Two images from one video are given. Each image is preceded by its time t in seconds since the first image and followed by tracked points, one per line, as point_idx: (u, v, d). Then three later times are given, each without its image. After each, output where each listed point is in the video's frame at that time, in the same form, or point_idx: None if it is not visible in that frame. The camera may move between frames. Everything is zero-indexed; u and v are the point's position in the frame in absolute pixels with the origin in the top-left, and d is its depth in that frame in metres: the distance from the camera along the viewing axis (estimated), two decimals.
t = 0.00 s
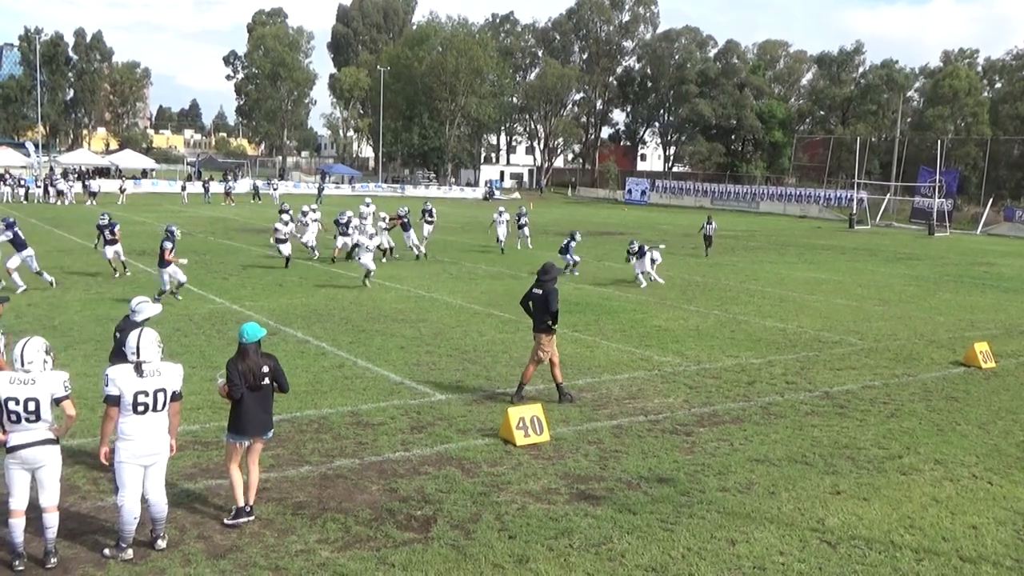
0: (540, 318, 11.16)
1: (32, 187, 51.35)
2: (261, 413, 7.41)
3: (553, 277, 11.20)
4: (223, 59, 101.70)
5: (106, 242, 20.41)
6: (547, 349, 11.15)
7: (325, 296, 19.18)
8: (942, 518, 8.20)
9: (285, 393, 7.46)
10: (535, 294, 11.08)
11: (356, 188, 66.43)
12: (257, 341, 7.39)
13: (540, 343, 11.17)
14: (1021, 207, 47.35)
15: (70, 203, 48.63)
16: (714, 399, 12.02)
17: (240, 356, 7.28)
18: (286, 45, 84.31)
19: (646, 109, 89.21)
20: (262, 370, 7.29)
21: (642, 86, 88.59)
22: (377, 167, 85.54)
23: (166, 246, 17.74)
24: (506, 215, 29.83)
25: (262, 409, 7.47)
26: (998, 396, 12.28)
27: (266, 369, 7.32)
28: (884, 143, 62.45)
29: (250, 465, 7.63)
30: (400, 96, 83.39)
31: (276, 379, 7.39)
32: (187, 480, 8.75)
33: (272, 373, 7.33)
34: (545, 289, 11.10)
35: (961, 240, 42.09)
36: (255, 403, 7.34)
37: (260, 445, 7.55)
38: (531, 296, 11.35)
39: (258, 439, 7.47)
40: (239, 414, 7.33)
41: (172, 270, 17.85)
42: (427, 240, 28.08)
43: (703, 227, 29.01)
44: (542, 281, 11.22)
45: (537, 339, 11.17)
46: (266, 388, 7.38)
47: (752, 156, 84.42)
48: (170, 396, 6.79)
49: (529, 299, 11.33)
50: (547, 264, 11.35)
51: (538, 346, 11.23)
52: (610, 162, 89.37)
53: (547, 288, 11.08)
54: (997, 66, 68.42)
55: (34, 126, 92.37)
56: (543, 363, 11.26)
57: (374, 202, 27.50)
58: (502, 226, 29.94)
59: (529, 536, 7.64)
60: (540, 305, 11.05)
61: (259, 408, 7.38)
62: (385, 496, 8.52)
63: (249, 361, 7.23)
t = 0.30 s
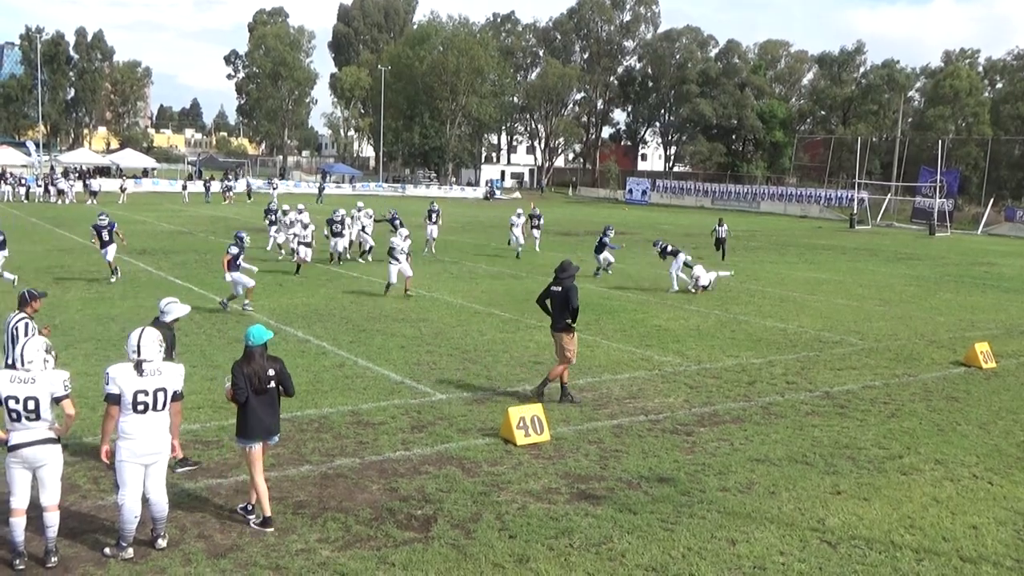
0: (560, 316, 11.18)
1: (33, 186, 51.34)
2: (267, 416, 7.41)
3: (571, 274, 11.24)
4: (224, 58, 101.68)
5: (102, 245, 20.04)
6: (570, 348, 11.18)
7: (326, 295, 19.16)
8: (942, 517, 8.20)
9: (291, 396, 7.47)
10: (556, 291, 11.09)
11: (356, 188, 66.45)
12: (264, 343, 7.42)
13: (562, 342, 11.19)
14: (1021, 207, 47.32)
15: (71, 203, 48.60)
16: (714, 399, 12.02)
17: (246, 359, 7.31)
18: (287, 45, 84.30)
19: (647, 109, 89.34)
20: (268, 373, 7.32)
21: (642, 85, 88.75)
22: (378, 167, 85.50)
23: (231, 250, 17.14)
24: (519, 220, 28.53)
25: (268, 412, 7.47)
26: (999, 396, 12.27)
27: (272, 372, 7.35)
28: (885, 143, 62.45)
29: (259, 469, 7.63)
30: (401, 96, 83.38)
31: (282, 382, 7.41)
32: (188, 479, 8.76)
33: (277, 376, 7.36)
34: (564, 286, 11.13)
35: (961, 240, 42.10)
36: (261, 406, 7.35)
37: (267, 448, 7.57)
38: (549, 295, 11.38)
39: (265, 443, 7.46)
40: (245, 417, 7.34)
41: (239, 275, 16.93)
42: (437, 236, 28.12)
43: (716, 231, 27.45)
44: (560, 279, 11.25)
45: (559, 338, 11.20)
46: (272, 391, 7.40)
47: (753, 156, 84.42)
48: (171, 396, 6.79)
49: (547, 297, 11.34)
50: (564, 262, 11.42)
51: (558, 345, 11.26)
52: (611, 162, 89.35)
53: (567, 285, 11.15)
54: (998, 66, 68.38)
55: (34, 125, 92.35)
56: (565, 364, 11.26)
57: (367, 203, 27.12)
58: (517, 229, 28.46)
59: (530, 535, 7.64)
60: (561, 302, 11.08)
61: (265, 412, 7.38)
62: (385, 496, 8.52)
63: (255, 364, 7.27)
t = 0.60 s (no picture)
0: (573, 315, 11.19)
1: (33, 186, 51.31)
2: (274, 417, 7.42)
3: (584, 274, 11.21)
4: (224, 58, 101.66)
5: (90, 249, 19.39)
6: (587, 347, 11.23)
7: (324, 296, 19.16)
8: (942, 517, 8.20)
9: (297, 397, 7.52)
10: (570, 292, 11.05)
11: (356, 188, 66.44)
12: (271, 345, 7.45)
13: (577, 340, 11.25)
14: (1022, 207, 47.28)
15: (71, 203, 48.61)
16: (714, 398, 12.02)
17: (252, 361, 7.34)
18: (287, 45, 84.26)
19: (647, 109, 89.40)
20: (274, 375, 7.34)
21: (642, 85, 88.81)
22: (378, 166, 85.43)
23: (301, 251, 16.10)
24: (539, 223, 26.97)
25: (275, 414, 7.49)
26: (999, 395, 12.26)
27: (278, 373, 7.37)
28: (885, 142, 62.41)
29: (269, 469, 7.68)
30: (401, 96, 83.36)
31: (288, 383, 7.44)
32: (188, 480, 8.76)
33: (284, 377, 7.38)
34: (578, 286, 11.10)
35: (961, 239, 42.13)
36: (267, 408, 7.37)
37: (276, 450, 7.58)
38: (561, 292, 11.36)
39: (272, 444, 7.48)
40: (251, 418, 7.35)
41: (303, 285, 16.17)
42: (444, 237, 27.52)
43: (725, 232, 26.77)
44: (573, 278, 11.19)
45: (574, 336, 11.24)
46: (278, 392, 7.42)
47: (753, 156, 84.40)
48: (171, 396, 6.79)
49: (560, 296, 11.32)
50: (576, 262, 11.38)
51: (574, 343, 11.30)
52: (610, 162, 89.29)
53: (581, 284, 11.12)
54: (998, 65, 68.31)
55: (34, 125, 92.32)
56: (585, 361, 11.35)
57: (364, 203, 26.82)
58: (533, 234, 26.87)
59: (530, 535, 7.64)
60: (575, 303, 11.07)
61: (272, 413, 7.40)
62: (385, 496, 8.52)
63: (262, 365, 7.29)
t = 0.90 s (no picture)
0: (590, 318, 11.16)
1: (32, 186, 51.28)
2: (276, 418, 7.43)
3: (601, 277, 11.09)
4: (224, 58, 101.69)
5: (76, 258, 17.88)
6: (606, 348, 11.25)
7: (324, 295, 19.15)
8: (942, 516, 8.20)
9: (300, 398, 7.54)
10: (586, 295, 10.98)
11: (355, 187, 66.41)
12: (274, 346, 7.50)
13: (596, 343, 11.24)
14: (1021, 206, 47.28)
15: (70, 203, 48.59)
16: (713, 398, 12.03)
17: (256, 361, 7.38)
18: (286, 44, 84.19)
19: (646, 108, 89.48)
20: (278, 376, 7.39)
21: (642, 84, 88.88)
22: (377, 166, 85.39)
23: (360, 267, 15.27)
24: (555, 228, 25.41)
25: (278, 415, 7.52)
26: (998, 395, 12.27)
27: (282, 374, 7.41)
28: (885, 141, 62.36)
29: (274, 470, 7.71)
30: (400, 95, 83.38)
31: (292, 385, 7.50)
32: (187, 480, 8.77)
33: (288, 379, 7.43)
34: (595, 290, 11.00)
35: (961, 238, 42.11)
36: (270, 409, 7.39)
37: (281, 452, 7.60)
38: (578, 294, 11.29)
39: (275, 446, 7.49)
40: (253, 420, 7.36)
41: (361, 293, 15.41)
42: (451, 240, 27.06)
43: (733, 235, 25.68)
44: (589, 281, 11.09)
45: (591, 339, 11.23)
46: (282, 393, 7.47)
47: (753, 155, 84.31)
48: (170, 397, 6.79)
49: (576, 298, 11.26)
50: (593, 264, 11.25)
51: (593, 345, 11.29)
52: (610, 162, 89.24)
53: (596, 288, 11.00)
54: (997, 65, 68.29)
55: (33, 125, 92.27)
56: (605, 362, 11.37)
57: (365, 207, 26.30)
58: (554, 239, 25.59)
59: (530, 535, 7.64)
60: (592, 306, 11.02)
61: (275, 414, 7.42)
62: (385, 495, 8.53)
63: (265, 366, 7.34)
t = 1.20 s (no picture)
0: (605, 316, 11.20)
1: (30, 188, 51.27)
2: (277, 419, 7.46)
3: (617, 275, 11.21)
4: (222, 59, 101.78)
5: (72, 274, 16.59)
6: (617, 349, 11.23)
7: (322, 295, 19.17)
8: (940, 514, 8.21)
9: (300, 400, 7.55)
10: (602, 293, 11.08)
11: (353, 188, 66.43)
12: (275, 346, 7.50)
13: (608, 342, 11.24)
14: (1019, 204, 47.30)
15: (69, 205, 48.61)
16: (712, 396, 12.04)
17: (256, 362, 7.36)
18: (284, 46, 84.09)
19: (644, 107, 88.49)
20: (278, 377, 7.39)
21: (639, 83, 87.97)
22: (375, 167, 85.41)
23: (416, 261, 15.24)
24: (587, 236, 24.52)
25: (278, 416, 7.52)
26: (996, 392, 12.28)
27: (282, 375, 7.41)
28: (883, 139, 62.38)
29: (276, 471, 7.72)
30: (398, 96, 83.45)
31: (292, 386, 7.51)
32: (186, 481, 8.78)
33: (288, 380, 7.43)
34: (610, 287, 11.12)
35: (959, 236, 42.16)
36: (271, 410, 7.41)
37: (282, 453, 7.60)
38: (593, 292, 11.39)
39: (275, 447, 7.51)
40: (253, 421, 7.38)
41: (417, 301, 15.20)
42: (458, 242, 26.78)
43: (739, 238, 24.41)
44: (604, 280, 11.19)
45: (605, 338, 11.25)
46: (283, 395, 7.48)
47: (751, 154, 84.30)
48: (168, 398, 6.78)
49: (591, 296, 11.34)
50: (608, 262, 11.37)
51: (604, 344, 11.30)
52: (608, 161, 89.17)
53: (613, 285, 11.12)
54: (995, 63, 68.23)
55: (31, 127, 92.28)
56: (614, 363, 11.34)
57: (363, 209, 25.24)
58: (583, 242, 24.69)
59: (529, 534, 7.65)
60: (607, 304, 11.09)
61: (275, 415, 7.44)
62: (384, 495, 8.54)
63: (265, 367, 7.33)
